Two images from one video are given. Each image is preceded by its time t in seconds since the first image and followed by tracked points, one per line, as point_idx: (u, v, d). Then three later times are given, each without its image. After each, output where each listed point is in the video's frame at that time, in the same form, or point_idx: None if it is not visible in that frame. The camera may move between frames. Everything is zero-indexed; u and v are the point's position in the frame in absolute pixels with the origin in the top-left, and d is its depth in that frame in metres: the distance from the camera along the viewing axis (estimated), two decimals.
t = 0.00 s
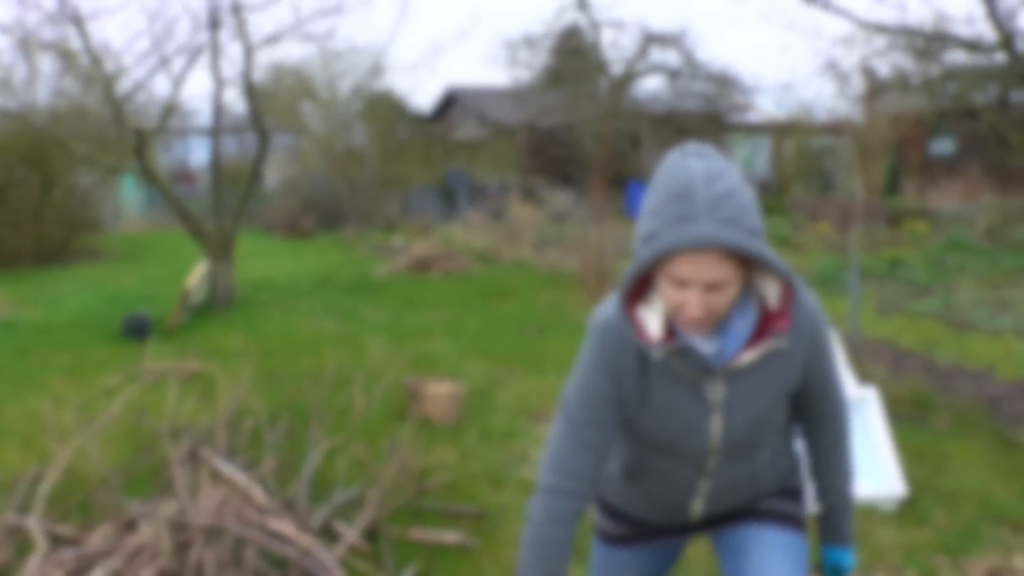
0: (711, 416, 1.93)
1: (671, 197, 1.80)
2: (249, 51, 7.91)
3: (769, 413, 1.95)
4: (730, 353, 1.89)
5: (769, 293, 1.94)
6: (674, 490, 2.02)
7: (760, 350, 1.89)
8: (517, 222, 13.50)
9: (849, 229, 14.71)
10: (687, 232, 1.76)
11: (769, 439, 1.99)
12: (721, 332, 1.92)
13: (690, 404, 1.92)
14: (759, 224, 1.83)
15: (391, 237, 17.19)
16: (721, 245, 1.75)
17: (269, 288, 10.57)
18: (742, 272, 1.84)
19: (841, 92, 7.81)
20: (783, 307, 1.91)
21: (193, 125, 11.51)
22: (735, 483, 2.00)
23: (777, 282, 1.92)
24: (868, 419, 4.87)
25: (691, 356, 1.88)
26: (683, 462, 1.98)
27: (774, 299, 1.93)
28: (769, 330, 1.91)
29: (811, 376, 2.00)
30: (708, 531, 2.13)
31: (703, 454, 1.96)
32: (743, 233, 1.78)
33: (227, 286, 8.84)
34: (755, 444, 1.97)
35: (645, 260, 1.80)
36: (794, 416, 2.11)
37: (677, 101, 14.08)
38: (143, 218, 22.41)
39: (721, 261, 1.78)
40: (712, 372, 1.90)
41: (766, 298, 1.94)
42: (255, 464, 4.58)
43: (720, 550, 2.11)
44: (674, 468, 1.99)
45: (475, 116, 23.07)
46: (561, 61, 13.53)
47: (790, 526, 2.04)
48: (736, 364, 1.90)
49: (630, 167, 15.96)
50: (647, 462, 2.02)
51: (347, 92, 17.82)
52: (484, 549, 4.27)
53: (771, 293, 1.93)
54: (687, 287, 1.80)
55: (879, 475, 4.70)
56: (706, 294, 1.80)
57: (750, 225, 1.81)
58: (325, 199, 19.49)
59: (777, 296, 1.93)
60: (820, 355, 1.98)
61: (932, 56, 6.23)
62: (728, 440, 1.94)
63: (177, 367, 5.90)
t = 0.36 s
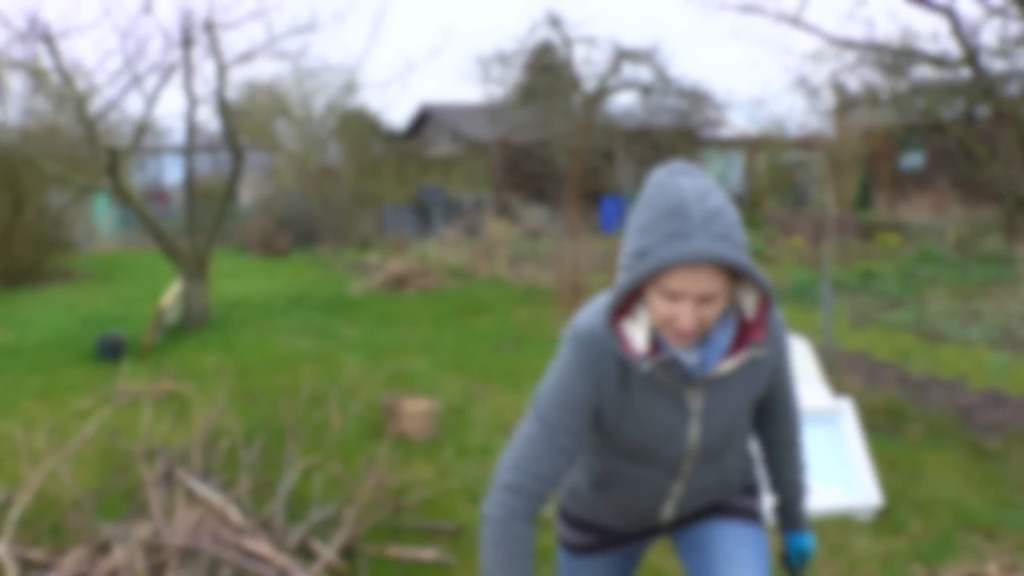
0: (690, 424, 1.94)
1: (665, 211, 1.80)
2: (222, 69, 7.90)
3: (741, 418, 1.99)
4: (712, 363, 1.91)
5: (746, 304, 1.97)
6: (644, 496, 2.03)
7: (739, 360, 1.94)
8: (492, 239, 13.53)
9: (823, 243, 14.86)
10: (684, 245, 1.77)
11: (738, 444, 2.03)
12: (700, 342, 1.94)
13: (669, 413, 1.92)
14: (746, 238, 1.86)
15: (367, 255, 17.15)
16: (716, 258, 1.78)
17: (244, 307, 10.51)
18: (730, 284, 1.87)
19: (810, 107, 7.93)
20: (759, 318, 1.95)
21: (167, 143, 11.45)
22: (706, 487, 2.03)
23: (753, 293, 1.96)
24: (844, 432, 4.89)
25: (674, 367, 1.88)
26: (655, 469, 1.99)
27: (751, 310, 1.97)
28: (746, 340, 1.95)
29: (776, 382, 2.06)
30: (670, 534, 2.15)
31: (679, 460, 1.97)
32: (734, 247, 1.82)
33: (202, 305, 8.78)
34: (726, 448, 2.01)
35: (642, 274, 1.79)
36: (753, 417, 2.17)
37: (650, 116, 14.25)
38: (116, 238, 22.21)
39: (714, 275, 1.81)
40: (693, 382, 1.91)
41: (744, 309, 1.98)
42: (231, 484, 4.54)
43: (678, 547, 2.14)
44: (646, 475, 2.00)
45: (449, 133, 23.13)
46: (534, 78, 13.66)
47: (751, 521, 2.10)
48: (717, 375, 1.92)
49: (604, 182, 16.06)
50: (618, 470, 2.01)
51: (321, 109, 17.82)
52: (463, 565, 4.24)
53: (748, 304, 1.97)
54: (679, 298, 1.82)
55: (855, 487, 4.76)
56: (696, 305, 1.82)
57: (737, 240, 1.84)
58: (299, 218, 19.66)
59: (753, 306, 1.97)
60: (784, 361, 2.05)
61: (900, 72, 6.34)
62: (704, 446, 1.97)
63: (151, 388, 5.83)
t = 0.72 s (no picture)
0: (640, 366, 2.02)
1: (623, 152, 1.94)
2: (206, 77, 7.88)
3: (691, 369, 2.07)
4: (661, 307, 2.02)
5: (699, 256, 2.08)
6: (597, 447, 2.09)
7: (688, 307, 2.04)
8: (479, 244, 13.53)
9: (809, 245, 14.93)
10: (638, 176, 1.90)
11: (690, 397, 2.10)
12: (652, 289, 2.04)
13: (619, 354, 2.00)
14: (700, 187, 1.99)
15: (353, 262, 17.10)
16: (669, 194, 1.90)
17: (231, 316, 10.46)
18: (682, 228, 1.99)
19: (794, 110, 7.99)
20: (710, 269, 2.07)
21: (152, 152, 11.40)
22: (656, 440, 2.10)
23: (707, 244, 2.08)
24: (832, 432, 4.92)
25: (626, 306, 1.97)
26: (607, 416, 2.06)
27: (703, 263, 2.08)
28: (695, 291, 2.06)
29: (728, 343, 2.14)
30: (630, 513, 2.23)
31: (629, 408, 2.04)
32: (688, 188, 1.94)
33: (188, 314, 8.74)
34: (677, 398, 2.08)
35: (599, 205, 1.92)
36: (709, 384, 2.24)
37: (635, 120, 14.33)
38: (101, 247, 22.12)
39: (670, 213, 1.92)
40: (643, 324, 2.00)
41: (697, 261, 2.08)
42: (220, 493, 4.51)
43: (648, 537, 2.20)
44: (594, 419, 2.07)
45: (435, 139, 23.15)
46: (518, 83, 13.70)
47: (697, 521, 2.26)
48: (666, 319, 2.02)
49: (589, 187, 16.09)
50: (572, 415, 2.07)
51: (306, 117, 17.38)
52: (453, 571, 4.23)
53: (700, 257, 2.08)
54: (633, 233, 1.92)
55: (844, 487, 4.78)
56: (649, 241, 1.92)
57: (691, 186, 1.96)
58: (286, 225, 19.79)
59: (705, 259, 2.08)
60: (735, 322, 2.14)
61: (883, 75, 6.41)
62: (653, 392, 2.04)
63: (138, 398, 5.80)
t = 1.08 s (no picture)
0: (574, 342, 2.18)
1: (553, 146, 2.12)
2: (203, 75, 7.86)
3: (622, 347, 2.20)
4: (592, 288, 2.17)
5: (627, 243, 2.20)
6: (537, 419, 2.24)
7: (616, 288, 2.18)
8: (477, 242, 13.52)
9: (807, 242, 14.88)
10: (562, 161, 2.07)
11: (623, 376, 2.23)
12: (585, 270, 2.19)
13: (554, 330, 2.17)
14: (626, 176, 2.12)
15: (351, 260, 17.08)
16: (594, 178, 2.05)
17: (230, 314, 10.46)
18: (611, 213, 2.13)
19: (793, 105, 7.98)
20: (639, 253, 2.19)
21: (148, 151, 11.36)
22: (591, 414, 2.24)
23: (635, 231, 2.20)
24: (832, 427, 4.91)
25: (558, 286, 2.16)
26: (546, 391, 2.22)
27: (632, 249, 2.19)
28: (624, 275, 2.19)
29: (656, 328, 2.26)
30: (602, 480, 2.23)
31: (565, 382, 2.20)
32: (613, 176, 2.08)
33: (187, 313, 8.73)
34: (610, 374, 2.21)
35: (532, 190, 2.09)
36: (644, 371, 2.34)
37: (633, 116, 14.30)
38: (100, 247, 22.11)
39: (597, 197, 2.07)
40: (575, 302, 2.17)
41: (625, 247, 2.20)
42: (220, 491, 4.51)
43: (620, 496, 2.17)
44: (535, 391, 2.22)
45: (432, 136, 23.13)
46: (515, 79, 13.65)
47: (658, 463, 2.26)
48: (596, 299, 2.18)
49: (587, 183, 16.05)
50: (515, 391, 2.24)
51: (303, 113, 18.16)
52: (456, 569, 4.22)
53: (629, 243, 2.20)
54: (562, 213, 2.07)
55: (846, 482, 4.79)
56: (577, 221, 2.07)
57: (618, 175, 2.11)
58: (285, 224, 19.79)
59: (634, 244, 2.20)
60: (663, 308, 2.26)
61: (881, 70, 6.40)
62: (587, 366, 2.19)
63: (137, 397, 5.78)
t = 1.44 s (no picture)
0: (560, 298, 2.38)
1: (534, 124, 2.37)
2: (204, 69, 7.83)
3: (603, 300, 2.43)
4: (575, 247, 2.39)
5: (601, 211, 2.49)
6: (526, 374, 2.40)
7: (596, 247, 2.42)
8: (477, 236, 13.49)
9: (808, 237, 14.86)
10: (546, 135, 2.32)
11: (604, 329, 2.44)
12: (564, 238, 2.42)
13: (542, 288, 2.37)
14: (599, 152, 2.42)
15: (352, 254, 17.05)
16: (576, 149, 2.32)
17: (230, 309, 10.45)
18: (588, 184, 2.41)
19: (795, 101, 7.95)
20: (611, 220, 2.47)
21: (149, 145, 11.33)
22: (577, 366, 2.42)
23: (606, 201, 2.50)
24: (833, 422, 4.91)
25: (545, 247, 2.36)
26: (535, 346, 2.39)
27: (606, 215, 2.49)
28: (601, 236, 2.45)
29: (629, 283, 2.51)
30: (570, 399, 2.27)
31: (554, 336, 2.38)
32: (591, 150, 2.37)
33: (188, 307, 8.72)
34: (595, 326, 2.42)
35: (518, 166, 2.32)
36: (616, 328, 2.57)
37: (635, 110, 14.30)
38: (100, 241, 22.10)
39: (579, 167, 2.33)
40: (560, 261, 2.38)
41: (600, 215, 2.48)
42: (221, 485, 4.50)
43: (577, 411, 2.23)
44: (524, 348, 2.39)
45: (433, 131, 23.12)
46: (516, 74, 13.63)
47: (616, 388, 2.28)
48: (579, 257, 2.40)
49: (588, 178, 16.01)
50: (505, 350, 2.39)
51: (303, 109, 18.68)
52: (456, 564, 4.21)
53: (603, 211, 2.49)
54: (550, 180, 2.31)
55: (846, 477, 4.79)
56: (565, 186, 2.32)
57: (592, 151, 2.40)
58: (286, 218, 19.84)
59: (607, 213, 2.49)
60: (633, 266, 2.53)
61: (884, 65, 6.36)
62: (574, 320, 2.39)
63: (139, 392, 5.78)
